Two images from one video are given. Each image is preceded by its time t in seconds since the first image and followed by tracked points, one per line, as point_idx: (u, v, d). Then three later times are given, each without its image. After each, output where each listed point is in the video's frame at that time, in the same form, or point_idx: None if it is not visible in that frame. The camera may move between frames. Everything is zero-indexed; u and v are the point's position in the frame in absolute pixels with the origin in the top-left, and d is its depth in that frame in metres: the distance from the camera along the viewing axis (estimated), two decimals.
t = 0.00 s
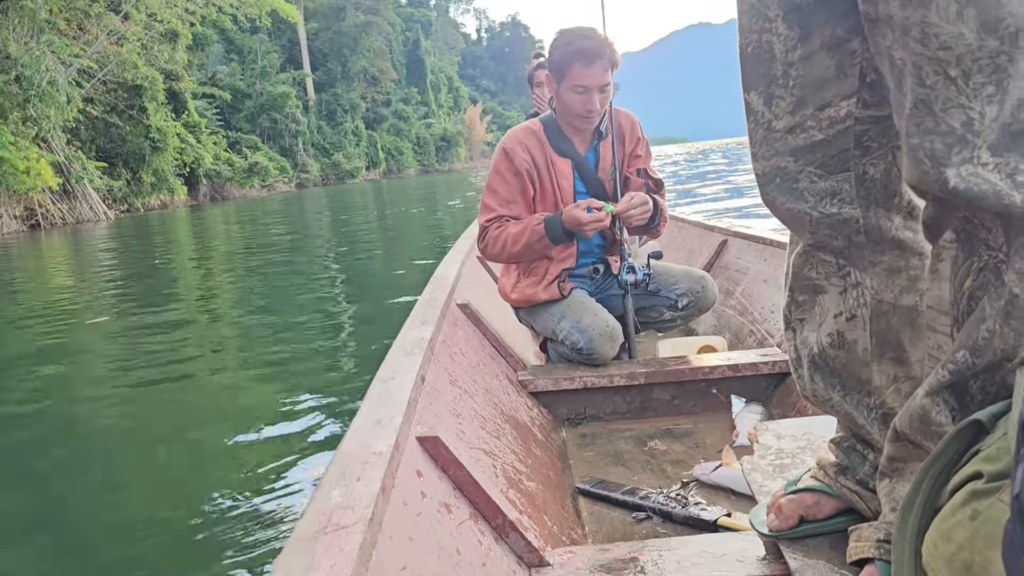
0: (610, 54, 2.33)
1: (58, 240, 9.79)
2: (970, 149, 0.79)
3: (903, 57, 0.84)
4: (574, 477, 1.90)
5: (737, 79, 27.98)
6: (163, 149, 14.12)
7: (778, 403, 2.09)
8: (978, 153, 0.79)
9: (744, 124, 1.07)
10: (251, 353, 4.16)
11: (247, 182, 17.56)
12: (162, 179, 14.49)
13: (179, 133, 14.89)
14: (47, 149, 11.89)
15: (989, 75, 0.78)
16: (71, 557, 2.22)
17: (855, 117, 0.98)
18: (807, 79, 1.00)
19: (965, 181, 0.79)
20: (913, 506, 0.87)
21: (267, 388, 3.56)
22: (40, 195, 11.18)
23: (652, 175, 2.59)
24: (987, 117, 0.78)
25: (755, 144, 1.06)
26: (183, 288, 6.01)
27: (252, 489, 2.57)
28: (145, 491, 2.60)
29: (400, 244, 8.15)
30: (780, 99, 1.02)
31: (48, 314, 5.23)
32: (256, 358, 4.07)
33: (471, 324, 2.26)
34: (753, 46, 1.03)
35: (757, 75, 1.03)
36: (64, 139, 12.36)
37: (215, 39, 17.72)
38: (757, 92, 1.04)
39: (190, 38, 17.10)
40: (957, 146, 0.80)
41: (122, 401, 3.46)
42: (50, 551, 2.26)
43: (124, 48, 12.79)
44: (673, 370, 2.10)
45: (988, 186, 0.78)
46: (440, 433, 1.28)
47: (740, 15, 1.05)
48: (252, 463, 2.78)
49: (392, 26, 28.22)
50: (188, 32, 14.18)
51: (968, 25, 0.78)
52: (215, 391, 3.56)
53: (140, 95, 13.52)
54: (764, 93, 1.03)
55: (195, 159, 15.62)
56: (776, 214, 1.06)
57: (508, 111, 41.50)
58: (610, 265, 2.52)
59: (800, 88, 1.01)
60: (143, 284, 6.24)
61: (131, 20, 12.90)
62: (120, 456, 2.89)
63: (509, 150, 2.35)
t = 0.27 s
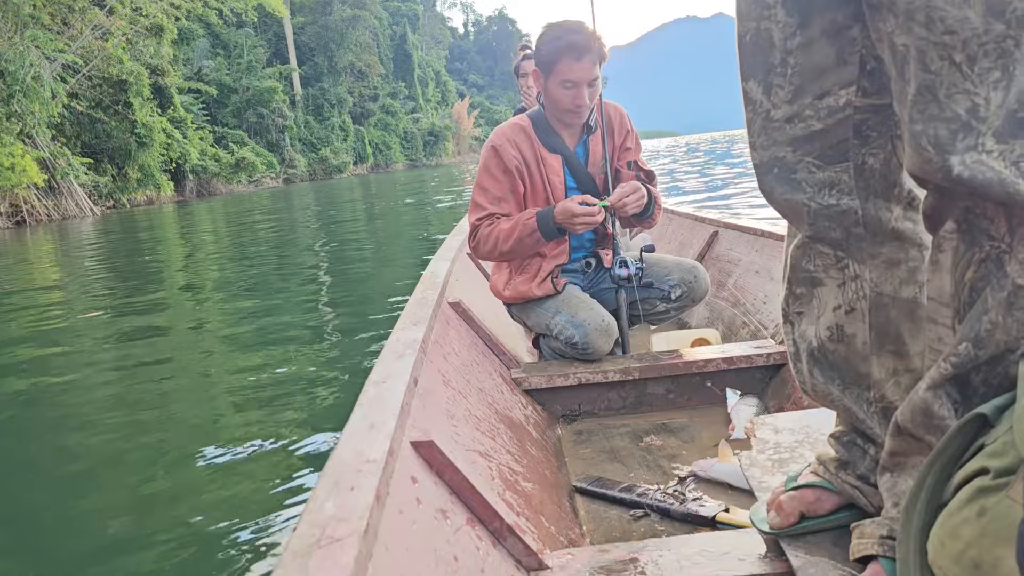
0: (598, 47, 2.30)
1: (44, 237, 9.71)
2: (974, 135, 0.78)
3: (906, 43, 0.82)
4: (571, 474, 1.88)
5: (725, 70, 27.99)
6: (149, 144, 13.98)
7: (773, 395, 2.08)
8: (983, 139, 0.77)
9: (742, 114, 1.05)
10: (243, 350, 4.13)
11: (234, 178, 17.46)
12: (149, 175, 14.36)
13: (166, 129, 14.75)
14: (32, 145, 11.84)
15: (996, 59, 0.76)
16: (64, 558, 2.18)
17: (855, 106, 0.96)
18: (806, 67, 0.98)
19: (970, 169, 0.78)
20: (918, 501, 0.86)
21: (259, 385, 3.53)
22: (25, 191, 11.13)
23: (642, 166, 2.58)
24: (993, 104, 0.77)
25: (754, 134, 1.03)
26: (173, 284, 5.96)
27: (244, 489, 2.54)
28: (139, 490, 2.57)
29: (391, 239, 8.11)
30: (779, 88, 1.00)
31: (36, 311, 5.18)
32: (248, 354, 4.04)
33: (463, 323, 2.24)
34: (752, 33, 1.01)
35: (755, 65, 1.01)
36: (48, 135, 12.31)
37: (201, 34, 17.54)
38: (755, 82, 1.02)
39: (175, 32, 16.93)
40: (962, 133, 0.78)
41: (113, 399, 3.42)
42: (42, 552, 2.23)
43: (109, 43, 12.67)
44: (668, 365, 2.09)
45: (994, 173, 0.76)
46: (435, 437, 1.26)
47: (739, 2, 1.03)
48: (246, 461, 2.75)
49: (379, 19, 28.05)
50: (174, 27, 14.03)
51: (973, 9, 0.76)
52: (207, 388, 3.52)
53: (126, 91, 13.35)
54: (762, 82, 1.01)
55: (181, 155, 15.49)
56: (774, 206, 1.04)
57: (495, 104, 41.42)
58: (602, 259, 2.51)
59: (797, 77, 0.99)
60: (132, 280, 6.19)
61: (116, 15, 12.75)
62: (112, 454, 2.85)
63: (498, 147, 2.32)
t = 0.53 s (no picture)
0: (581, 48, 2.28)
1: (20, 240, 9.54)
2: (963, 135, 0.73)
3: (891, 39, 0.78)
4: (558, 480, 1.85)
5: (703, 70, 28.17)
6: (127, 147, 13.80)
7: (760, 396, 2.07)
8: (973, 139, 0.73)
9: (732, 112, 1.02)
10: (223, 353, 4.06)
11: (212, 180, 17.30)
12: (127, 178, 14.18)
13: (143, 131, 14.57)
14: (7, 147, 11.63)
15: (983, 57, 0.73)
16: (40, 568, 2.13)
17: (845, 105, 0.94)
18: (796, 64, 0.95)
19: (960, 170, 0.74)
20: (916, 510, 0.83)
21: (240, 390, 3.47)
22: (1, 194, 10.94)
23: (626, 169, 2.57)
24: (982, 102, 0.73)
25: (743, 133, 1.00)
26: (152, 287, 5.87)
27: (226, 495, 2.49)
28: (119, 499, 2.51)
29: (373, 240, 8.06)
30: (769, 85, 0.97)
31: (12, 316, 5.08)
32: (228, 358, 3.97)
33: (447, 329, 2.20)
34: (742, 29, 0.99)
35: (745, 61, 0.99)
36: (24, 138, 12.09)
37: (178, 35, 17.34)
38: (745, 79, 1.00)
39: (152, 34, 16.72)
40: (951, 133, 0.74)
41: (91, 406, 3.35)
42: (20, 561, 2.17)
43: (85, 45, 12.52)
44: (654, 367, 2.06)
45: (986, 174, 0.73)
46: (419, 449, 1.23)
47: None
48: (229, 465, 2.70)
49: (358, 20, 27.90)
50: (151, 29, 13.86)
51: (960, 5, 0.72)
52: (187, 393, 3.46)
53: (103, 93, 13.17)
54: (752, 79, 0.99)
55: (158, 157, 15.32)
56: (764, 205, 1.02)
57: (475, 104, 41.39)
58: (586, 261, 2.48)
59: (787, 74, 0.96)
60: (111, 283, 6.09)
61: (92, 17, 12.58)
62: (91, 462, 2.79)
63: (482, 148, 2.29)
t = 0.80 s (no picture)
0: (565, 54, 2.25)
1: None
2: (960, 146, 0.69)
3: (883, 48, 0.73)
4: (545, 494, 1.82)
5: (685, 78, 28.40)
6: (107, 155, 13.64)
7: (748, 407, 2.05)
8: (970, 149, 0.69)
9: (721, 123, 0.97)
10: (202, 364, 3.98)
11: (194, 188, 17.16)
12: (107, 186, 14.01)
13: (123, 139, 14.41)
14: None
15: (978, 64, 0.69)
16: None
17: (838, 114, 0.89)
18: (787, 73, 0.90)
19: (957, 181, 0.69)
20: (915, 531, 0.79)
21: (218, 402, 3.39)
22: None
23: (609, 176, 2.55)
24: (978, 111, 0.69)
25: (734, 143, 0.96)
26: (130, 297, 5.76)
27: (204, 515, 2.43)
28: (96, 521, 2.44)
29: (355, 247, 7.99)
30: (760, 94, 0.92)
31: None
32: (207, 369, 3.89)
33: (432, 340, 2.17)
34: (731, 38, 0.93)
35: (735, 70, 0.94)
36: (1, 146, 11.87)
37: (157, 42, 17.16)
38: (734, 88, 0.94)
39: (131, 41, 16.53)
40: (947, 143, 0.69)
41: (65, 423, 3.26)
42: None
43: (63, 53, 12.33)
44: (642, 378, 2.04)
45: (981, 185, 0.69)
46: (403, 466, 1.19)
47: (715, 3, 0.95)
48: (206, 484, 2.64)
49: (340, 27, 27.78)
50: (131, 36, 13.71)
51: (954, 11, 0.68)
52: (163, 406, 3.38)
53: (82, 101, 12.99)
54: (742, 89, 0.93)
55: (139, 165, 15.15)
56: (755, 217, 0.97)
57: (458, 111, 41.41)
58: (571, 270, 2.46)
59: (778, 83, 0.91)
60: (88, 293, 5.97)
61: (71, 24, 12.41)
62: (63, 485, 2.71)
63: (465, 157, 2.26)
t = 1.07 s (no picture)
0: (551, 60, 2.26)
1: None
2: (944, 150, 0.70)
3: (866, 55, 0.73)
4: (536, 501, 1.81)
5: (675, 84, 28.55)
6: (96, 161, 13.57)
7: (738, 412, 2.05)
8: (954, 154, 0.70)
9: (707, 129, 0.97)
10: (190, 370, 3.95)
11: (183, 193, 17.10)
12: (96, 192, 13.94)
13: (112, 145, 14.34)
14: None
15: (961, 70, 0.69)
16: None
17: (823, 120, 0.89)
18: (772, 80, 0.91)
19: (942, 186, 0.70)
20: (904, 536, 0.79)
21: (207, 408, 3.37)
22: None
23: (597, 183, 2.56)
24: (962, 116, 0.69)
25: (720, 149, 0.96)
26: (118, 304, 5.72)
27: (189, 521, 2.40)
28: (84, 530, 2.41)
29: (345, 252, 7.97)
30: (745, 101, 0.93)
31: None
32: (196, 375, 3.86)
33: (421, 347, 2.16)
34: (715, 46, 0.93)
35: (720, 77, 0.94)
36: None
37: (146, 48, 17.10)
38: (720, 95, 0.95)
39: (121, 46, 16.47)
40: (932, 149, 0.70)
41: (51, 431, 3.23)
42: None
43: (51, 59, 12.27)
44: (632, 384, 2.04)
45: (967, 190, 0.69)
46: (392, 473, 1.18)
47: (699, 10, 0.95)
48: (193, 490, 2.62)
49: (330, 32, 27.77)
50: (120, 41, 13.66)
51: (938, 16, 0.68)
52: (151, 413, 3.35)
53: (71, 106, 12.92)
54: (728, 96, 0.94)
55: (128, 170, 15.08)
56: (743, 222, 0.97)
57: (449, 116, 41.43)
58: (560, 276, 2.46)
59: (764, 90, 0.91)
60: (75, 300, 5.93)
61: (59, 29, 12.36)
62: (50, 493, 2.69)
63: (453, 164, 2.25)
